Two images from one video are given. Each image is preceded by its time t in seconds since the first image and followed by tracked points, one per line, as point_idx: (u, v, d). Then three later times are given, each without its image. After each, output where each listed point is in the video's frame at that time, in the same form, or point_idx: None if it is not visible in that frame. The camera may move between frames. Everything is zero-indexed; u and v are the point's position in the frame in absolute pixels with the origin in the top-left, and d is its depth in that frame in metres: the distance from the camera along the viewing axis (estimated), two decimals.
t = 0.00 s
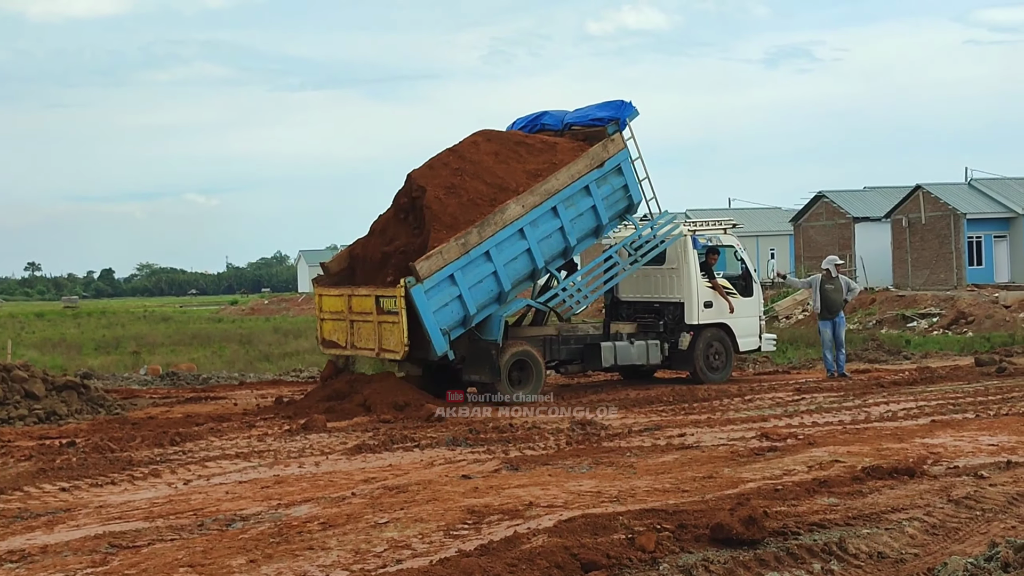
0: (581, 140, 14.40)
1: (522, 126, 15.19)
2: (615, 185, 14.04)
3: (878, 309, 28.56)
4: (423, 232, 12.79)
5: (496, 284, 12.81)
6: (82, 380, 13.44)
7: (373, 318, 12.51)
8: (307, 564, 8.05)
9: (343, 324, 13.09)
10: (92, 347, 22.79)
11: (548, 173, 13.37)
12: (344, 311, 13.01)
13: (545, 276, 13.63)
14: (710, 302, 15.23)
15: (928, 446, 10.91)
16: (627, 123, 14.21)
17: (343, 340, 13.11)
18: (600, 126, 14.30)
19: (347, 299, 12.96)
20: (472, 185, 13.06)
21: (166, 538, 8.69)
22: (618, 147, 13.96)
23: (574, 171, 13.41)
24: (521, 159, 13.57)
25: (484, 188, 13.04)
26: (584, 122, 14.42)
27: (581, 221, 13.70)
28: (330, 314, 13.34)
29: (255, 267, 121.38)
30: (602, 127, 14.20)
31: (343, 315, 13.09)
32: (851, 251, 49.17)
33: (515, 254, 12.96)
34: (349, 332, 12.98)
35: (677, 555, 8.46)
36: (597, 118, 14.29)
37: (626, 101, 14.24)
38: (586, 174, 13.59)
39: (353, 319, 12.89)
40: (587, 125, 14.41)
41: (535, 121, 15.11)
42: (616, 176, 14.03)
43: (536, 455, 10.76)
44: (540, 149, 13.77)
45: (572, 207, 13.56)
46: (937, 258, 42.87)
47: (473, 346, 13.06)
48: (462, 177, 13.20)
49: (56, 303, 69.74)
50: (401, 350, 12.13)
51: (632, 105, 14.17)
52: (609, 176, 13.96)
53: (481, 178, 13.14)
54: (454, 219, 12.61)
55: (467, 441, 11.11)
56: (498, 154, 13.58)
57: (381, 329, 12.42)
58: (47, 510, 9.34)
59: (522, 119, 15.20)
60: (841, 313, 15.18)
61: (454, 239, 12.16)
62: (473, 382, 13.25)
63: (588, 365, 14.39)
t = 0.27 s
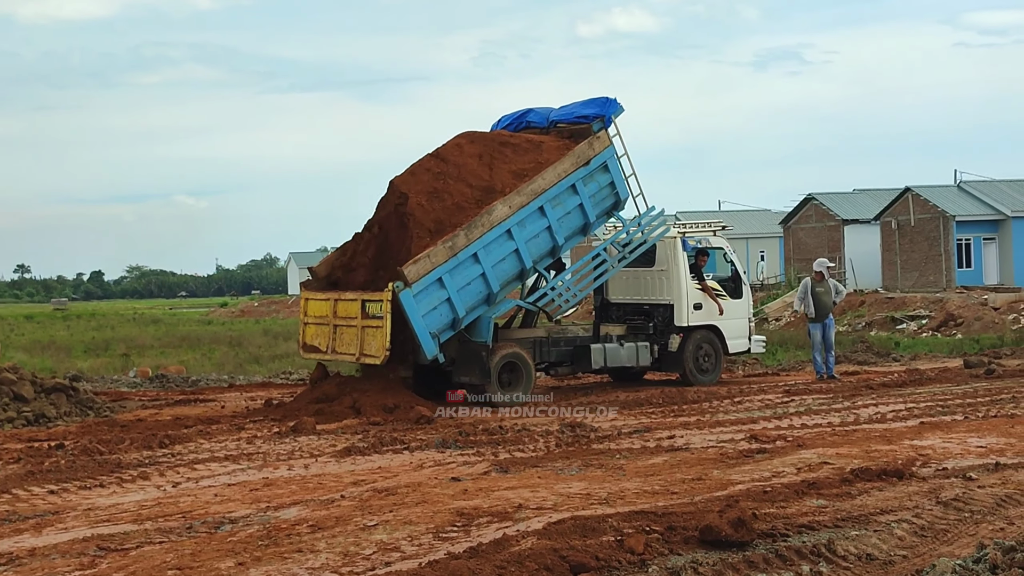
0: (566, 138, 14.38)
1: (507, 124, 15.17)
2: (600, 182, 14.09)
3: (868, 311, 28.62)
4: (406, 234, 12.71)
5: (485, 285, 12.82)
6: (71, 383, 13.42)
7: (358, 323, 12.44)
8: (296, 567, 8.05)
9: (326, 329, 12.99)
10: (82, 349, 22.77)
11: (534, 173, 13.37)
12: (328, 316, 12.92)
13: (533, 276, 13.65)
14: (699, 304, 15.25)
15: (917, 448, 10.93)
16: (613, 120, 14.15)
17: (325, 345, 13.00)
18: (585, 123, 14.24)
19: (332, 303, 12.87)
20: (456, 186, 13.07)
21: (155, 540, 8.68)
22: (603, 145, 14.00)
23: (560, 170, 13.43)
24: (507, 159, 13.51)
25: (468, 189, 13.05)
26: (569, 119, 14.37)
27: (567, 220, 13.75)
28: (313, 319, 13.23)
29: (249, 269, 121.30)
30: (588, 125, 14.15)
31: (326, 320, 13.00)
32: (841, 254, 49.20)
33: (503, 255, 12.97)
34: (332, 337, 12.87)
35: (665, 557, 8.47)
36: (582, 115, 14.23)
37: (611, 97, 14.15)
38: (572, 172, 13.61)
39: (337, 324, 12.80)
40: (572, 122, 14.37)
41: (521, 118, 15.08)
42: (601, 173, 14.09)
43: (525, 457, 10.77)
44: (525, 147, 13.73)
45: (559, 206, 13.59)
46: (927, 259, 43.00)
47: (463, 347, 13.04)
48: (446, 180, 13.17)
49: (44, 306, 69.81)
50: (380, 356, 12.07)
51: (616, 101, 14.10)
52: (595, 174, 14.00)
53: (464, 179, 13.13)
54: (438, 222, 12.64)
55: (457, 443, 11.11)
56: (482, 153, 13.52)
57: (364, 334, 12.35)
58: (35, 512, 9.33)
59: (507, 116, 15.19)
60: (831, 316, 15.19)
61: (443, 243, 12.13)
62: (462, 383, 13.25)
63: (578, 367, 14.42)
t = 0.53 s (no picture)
0: (553, 135, 14.37)
1: (492, 122, 15.21)
2: (588, 180, 14.08)
3: (860, 313, 28.69)
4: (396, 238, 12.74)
5: (475, 287, 12.82)
6: (62, 386, 13.40)
7: (349, 328, 12.41)
8: (286, 569, 8.04)
9: (318, 335, 12.98)
10: (72, 351, 22.73)
11: (522, 172, 13.35)
12: (319, 320, 12.91)
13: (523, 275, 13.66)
14: (691, 306, 15.26)
15: (908, 450, 10.95)
16: (599, 117, 14.13)
17: (318, 350, 12.99)
18: (572, 121, 14.24)
19: (323, 308, 12.84)
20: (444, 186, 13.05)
21: (146, 543, 8.67)
22: (591, 142, 13.96)
23: (547, 169, 13.41)
24: (494, 159, 13.49)
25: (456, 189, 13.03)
26: (556, 117, 14.39)
27: (556, 218, 13.75)
28: (305, 324, 13.22)
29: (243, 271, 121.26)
30: (575, 122, 14.16)
31: (318, 325, 12.97)
32: (830, 255, 49.29)
33: (493, 256, 12.97)
34: (324, 342, 12.86)
35: (656, 559, 8.48)
36: (568, 113, 14.23)
37: (597, 94, 14.09)
38: (559, 171, 13.59)
39: (328, 330, 12.78)
40: (559, 120, 14.38)
41: (508, 116, 15.13)
42: (589, 171, 14.07)
43: (517, 459, 10.77)
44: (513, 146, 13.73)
45: (547, 205, 13.59)
46: (919, 260, 43.12)
47: (456, 349, 13.05)
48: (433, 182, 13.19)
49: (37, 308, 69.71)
50: (374, 361, 12.06)
51: (602, 97, 14.05)
52: (583, 172, 14.00)
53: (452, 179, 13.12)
54: (426, 224, 12.66)
55: (448, 445, 11.11)
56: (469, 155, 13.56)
57: (356, 339, 12.34)
58: (25, 515, 9.31)
59: (494, 114, 15.21)
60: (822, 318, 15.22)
61: (431, 246, 12.13)
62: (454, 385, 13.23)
63: (570, 369, 14.36)
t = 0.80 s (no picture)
0: (542, 133, 14.32)
1: (481, 121, 15.20)
2: (578, 178, 14.05)
3: (853, 315, 28.75)
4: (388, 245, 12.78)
5: (467, 289, 12.82)
6: (55, 389, 13.37)
7: (342, 335, 12.40)
8: (279, 573, 8.03)
9: (310, 340, 12.94)
10: (65, 354, 22.72)
11: (511, 172, 13.32)
12: (311, 327, 12.86)
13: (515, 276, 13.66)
14: (684, 309, 15.28)
15: (901, 452, 10.96)
16: (588, 115, 14.04)
17: (310, 355, 12.96)
18: (560, 119, 14.16)
19: (314, 314, 12.80)
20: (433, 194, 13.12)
21: (139, 547, 8.66)
22: (579, 140, 13.93)
23: (537, 169, 13.38)
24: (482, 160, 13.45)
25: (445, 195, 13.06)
26: (544, 115, 14.33)
27: (546, 218, 13.74)
28: (297, 330, 13.18)
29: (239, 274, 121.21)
30: (563, 120, 14.08)
31: (310, 330, 12.93)
32: (825, 260, 49.50)
33: (484, 258, 12.95)
34: (317, 348, 12.84)
35: (650, 562, 8.48)
36: (557, 111, 14.16)
37: (586, 92, 14.01)
38: (548, 170, 13.56)
39: (320, 335, 12.75)
40: (548, 117, 14.32)
41: (497, 114, 15.12)
42: (578, 169, 14.05)
43: (510, 462, 10.77)
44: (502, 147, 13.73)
45: (538, 204, 13.58)
46: (912, 264, 43.21)
47: (448, 351, 13.06)
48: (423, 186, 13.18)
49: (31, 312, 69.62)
50: (368, 366, 12.09)
51: (590, 94, 13.96)
52: (572, 170, 13.97)
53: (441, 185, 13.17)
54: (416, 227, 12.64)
55: (442, 449, 11.11)
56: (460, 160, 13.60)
57: (350, 345, 12.33)
58: (18, 519, 9.29)
59: (483, 111, 15.17)
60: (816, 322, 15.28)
61: (422, 250, 12.11)
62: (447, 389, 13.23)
63: (563, 372, 14.39)
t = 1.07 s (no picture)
0: (530, 132, 14.31)
1: (468, 121, 15.13)
2: (567, 177, 14.05)
3: (846, 319, 28.81)
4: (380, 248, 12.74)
5: (459, 292, 12.83)
6: (48, 394, 13.36)
7: (322, 339, 12.28)
8: None
9: (289, 345, 12.86)
10: (59, 359, 22.72)
11: (500, 173, 13.32)
12: (293, 331, 12.79)
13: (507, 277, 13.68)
14: (678, 312, 15.29)
15: (895, 455, 10.97)
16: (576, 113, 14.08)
17: (285, 359, 12.85)
18: (548, 118, 14.18)
19: (299, 318, 12.74)
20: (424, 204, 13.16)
21: (133, 552, 8.65)
22: (567, 139, 13.92)
23: (525, 169, 13.38)
24: (472, 159, 13.40)
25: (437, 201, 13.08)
26: (532, 114, 14.33)
27: (536, 217, 13.75)
28: (277, 334, 13.10)
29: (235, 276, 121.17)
30: (551, 119, 14.10)
31: (291, 335, 12.86)
32: (818, 263, 49.60)
33: (475, 260, 12.97)
34: (293, 352, 12.73)
35: (644, 565, 8.48)
36: (544, 110, 14.17)
37: (572, 90, 14.05)
38: (537, 170, 13.57)
39: (300, 340, 12.66)
40: (536, 117, 14.32)
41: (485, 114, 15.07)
42: (567, 167, 14.05)
43: (504, 466, 10.77)
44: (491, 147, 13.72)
45: (528, 205, 13.59)
46: (904, 267, 43.15)
47: (443, 356, 13.02)
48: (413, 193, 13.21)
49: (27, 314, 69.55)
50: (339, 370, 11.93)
51: (578, 93, 13.99)
52: (561, 169, 13.97)
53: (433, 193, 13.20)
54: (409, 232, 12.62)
55: (436, 453, 11.11)
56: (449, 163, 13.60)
57: (326, 349, 12.21)
58: (12, 524, 9.28)
59: (469, 111, 15.12)
60: (808, 323, 15.30)
61: (413, 256, 12.12)
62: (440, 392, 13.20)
63: (558, 376, 14.40)
